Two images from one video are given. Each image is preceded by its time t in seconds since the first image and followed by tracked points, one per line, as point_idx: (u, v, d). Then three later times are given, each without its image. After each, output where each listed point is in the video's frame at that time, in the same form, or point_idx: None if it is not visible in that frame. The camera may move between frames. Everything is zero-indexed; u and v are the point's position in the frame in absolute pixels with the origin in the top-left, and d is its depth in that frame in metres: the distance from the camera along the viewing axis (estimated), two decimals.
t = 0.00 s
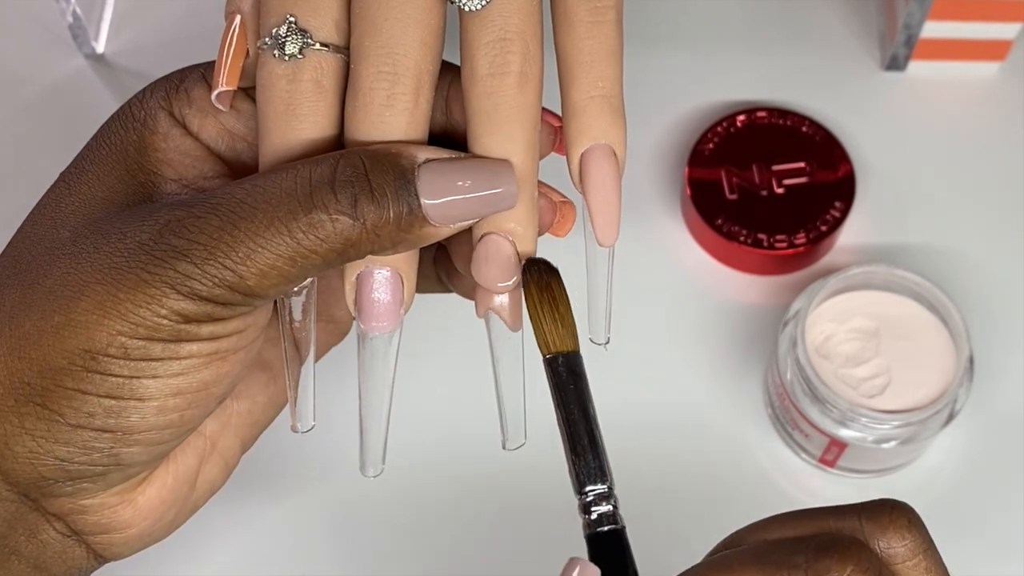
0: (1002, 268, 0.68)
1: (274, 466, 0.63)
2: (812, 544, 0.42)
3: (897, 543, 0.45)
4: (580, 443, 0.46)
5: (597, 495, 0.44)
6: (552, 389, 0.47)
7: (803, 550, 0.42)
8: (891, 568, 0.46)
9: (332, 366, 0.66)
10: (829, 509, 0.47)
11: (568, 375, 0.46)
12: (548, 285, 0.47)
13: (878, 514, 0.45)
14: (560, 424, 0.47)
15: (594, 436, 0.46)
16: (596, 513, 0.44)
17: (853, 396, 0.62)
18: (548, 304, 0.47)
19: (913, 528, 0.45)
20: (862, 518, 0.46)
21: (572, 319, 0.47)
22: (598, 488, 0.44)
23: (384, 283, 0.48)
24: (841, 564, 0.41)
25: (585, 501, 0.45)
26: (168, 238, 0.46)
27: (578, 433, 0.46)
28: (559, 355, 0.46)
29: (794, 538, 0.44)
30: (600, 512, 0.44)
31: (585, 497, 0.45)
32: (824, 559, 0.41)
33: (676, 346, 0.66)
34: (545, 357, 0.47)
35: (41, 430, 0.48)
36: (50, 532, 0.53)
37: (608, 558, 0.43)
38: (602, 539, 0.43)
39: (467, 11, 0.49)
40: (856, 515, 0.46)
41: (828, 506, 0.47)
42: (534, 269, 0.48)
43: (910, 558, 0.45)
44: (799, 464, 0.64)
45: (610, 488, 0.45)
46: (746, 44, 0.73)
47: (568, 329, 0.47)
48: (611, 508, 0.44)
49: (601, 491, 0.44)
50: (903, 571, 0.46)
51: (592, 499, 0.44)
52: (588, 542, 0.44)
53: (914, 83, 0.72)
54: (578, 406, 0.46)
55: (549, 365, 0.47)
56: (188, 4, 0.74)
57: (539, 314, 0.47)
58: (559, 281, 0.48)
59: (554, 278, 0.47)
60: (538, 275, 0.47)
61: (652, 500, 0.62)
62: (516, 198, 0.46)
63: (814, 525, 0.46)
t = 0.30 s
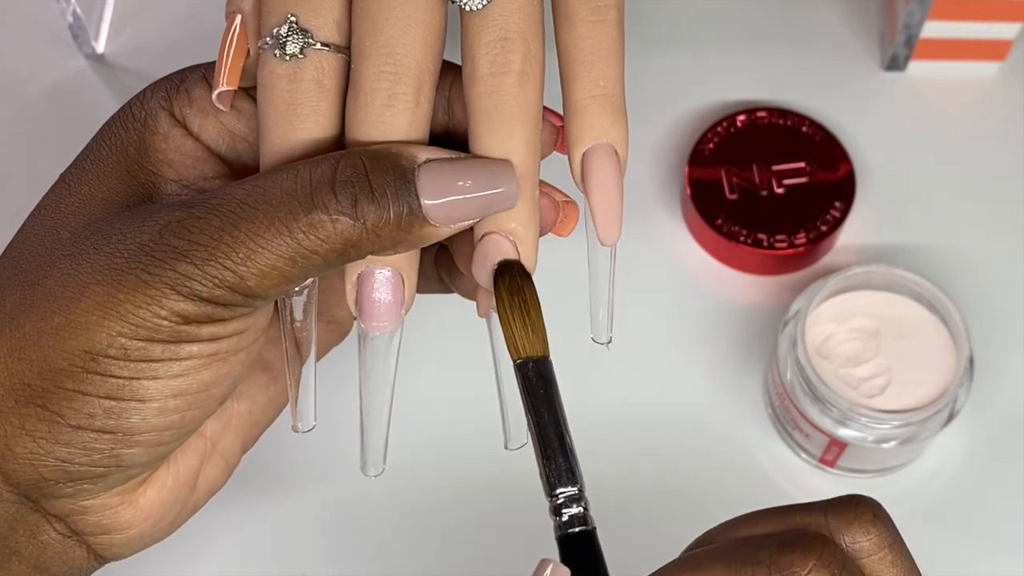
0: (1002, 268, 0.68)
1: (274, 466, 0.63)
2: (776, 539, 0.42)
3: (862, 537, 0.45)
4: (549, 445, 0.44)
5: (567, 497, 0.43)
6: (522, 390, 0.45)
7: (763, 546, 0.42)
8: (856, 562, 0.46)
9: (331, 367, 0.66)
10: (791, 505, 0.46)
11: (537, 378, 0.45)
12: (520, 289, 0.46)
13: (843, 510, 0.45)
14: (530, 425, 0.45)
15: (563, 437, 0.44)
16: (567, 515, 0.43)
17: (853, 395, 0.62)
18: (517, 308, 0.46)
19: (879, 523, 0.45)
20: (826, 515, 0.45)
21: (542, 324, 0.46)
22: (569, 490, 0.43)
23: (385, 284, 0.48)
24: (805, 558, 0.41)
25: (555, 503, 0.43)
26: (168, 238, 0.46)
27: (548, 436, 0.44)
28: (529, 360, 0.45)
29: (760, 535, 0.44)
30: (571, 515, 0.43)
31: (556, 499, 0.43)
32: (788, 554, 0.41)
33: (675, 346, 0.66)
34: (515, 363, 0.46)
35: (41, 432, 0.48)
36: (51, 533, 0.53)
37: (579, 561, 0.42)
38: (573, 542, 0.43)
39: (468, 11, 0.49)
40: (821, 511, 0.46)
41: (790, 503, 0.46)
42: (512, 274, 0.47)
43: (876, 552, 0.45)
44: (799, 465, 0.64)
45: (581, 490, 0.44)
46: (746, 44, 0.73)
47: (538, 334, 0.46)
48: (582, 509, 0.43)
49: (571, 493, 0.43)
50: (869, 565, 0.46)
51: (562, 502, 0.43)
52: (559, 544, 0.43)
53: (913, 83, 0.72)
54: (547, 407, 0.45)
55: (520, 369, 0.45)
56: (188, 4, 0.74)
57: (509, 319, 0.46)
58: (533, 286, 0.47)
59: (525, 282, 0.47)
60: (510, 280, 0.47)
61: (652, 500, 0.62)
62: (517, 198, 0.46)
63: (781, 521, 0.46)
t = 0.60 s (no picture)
0: (1001, 268, 0.68)
1: (274, 466, 0.63)
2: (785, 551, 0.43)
3: (880, 552, 0.45)
4: (560, 439, 0.45)
5: (575, 491, 0.44)
6: (535, 382, 0.46)
7: (775, 556, 0.43)
8: None
9: (331, 367, 0.66)
10: (810, 512, 0.46)
11: (548, 371, 0.45)
12: (534, 276, 0.46)
13: (864, 522, 0.45)
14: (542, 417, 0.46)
15: (575, 431, 0.45)
16: (575, 510, 0.44)
17: (853, 396, 0.62)
18: (531, 296, 0.46)
19: (898, 538, 0.45)
20: (846, 525, 0.45)
21: (557, 311, 0.46)
22: (576, 484, 0.44)
23: (386, 284, 0.48)
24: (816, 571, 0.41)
25: (564, 497, 0.44)
26: (169, 239, 0.46)
27: (560, 430, 0.45)
28: (542, 350, 0.45)
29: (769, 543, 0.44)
30: (578, 509, 0.44)
31: (565, 492, 0.44)
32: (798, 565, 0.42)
33: (675, 346, 0.66)
34: (529, 351, 0.46)
35: (43, 432, 0.48)
36: (52, 533, 0.53)
37: (581, 557, 0.43)
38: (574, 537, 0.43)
39: (468, 12, 0.49)
40: (841, 522, 0.46)
41: (810, 509, 0.47)
42: (528, 260, 0.47)
43: (893, 568, 0.45)
44: (799, 465, 0.64)
45: (589, 485, 0.44)
46: (746, 44, 0.73)
47: (553, 321, 0.46)
48: (589, 504, 0.44)
49: (579, 487, 0.44)
50: None
51: (571, 495, 0.44)
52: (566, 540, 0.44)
53: (913, 83, 0.72)
54: (561, 401, 0.45)
55: (533, 359, 0.46)
56: (188, 4, 0.74)
57: (523, 306, 0.46)
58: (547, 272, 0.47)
59: (540, 269, 0.46)
60: (524, 266, 0.46)
61: (653, 501, 0.62)
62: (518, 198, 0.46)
63: (795, 529, 0.46)
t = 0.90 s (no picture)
0: (1001, 268, 0.68)
1: (275, 466, 0.63)
2: (736, 552, 0.42)
3: (835, 552, 0.45)
4: (525, 438, 0.45)
5: (539, 491, 0.43)
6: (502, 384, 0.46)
7: (726, 555, 0.43)
8: None
9: (332, 367, 0.66)
10: (771, 513, 0.46)
11: (517, 372, 0.45)
12: (504, 281, 0.46)
13: (820, 523, 0.45)
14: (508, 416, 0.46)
15: (540, 432, 0.45)
16: (538, 510, 0.43)
17: (853, 396, 0.62)
18: (500, 299, 0.46)
19: (855, 539, 0.45)
20: (803, 526, 0.45)
21: (526, 314, 0.46)
22: (541, 485, 0.44)
23: (388, 286, 0.48)
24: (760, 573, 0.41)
25: (527, 497, 0.44)
26: (172, 242, 0.46)
27: (527, 432, 0.45)
28: (509, 353, 0.45)
29: (729, 541, 0.44)
30: (542, 509, 0.43)
31: (528, 492, 0.44)
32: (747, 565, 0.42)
33: (674, 346, 0.66)
34: (497, 355, 0.46)
35: (46, 431, 0.48)
36: (54, 531, 0.53)
37: (543, 556, 0.42)
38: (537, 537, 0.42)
39: (470, 15, 0.49)
40: (798, 523, 0.46)
41: (775, 511, 0.46)
42: (503, 268, 0.47)
43: (849, 568, 0.45)
44: (799, 465, 0.65)
45: (553, 486, 0.44)
46: (746, 43, 0.73)
47: (520, 325, 0.46)
48: (553, 504, 0.43)
49: (543, 487, 0.43)
50: None
51: (534, 495, 0.43)
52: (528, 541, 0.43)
53: (913, 83, 0.72)
54: (529, 400, 0.45)
55: (500, 363, 0.46)
56: (188, 4, 0.74)
57: (491, 309, 0.46)
58: (518, 277, 0.47)
59: (510, 275, 0.46)
60: (495, 272, 0.47)
61: (652, 500, 0.63)
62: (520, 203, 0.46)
63: (754, 528, 0.46)
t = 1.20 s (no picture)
0: (1001, 268, 0.68)
1: (275, 466, 0.63)
2: (754, 550, 0.43)
3: (851, 551, 0.44)
4: (533, 431, 0.45)
5: (548, 485, 0.44)
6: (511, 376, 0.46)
7: (741, 554, 0.43)
8: None
9: (333, 367, 0.66)
10: (786, 510, 0.46)
11: (525, 365, 0.45)
12: (511, 274, 0.46)
13: (836, 523, 0.45)
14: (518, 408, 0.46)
15: (548, 425, 0.45)
16: (549, 504, 0.44)
17: (854, 396, 0.62)
18: (509, 291, 0.46)
19: (871, 539, 0.45)
20: (819, 524, 0.45)
21: (535, 306, 0.46)
22: (550, 479, 0.44)
23: (389, 287, 0.48)
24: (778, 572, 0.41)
25: (537, 491, 0.44)
26: (174, 243, 0.46)
27: (536, 425, 0.45)
28: (517, 346, 0.45)
29: (744, 539, 0.44)
30: (552, 504, 0.43)
31: (538, 487, 0.44)
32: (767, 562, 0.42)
33: (675, 346, 0.66)
34: (506, 347, 0.46)
35: (48, 432, 0.48)
36: (55, 532, 0.53)
37: (552, 550, 0.42)
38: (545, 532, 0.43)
39: (470, 15, 0.49)
40: (814, 522, 0.45)
41: (787, 508, 0.46)
42: (510, 258, 0.47)
43: (864, 568, 0.44)
44: (799, 465, 0.65)
45: (562, 479, 0.44)
46: (746, 44, 0.73)
47: (529, 317, 0.45)
48: (563, 499, 0.44)
49: (552, 482, 0.44)
50: None
51: (544, 490, 0.44)
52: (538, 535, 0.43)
53: (913, 83, 0.72)
54: (539, 393, 0.45)
55: (510, 355, 0.46)
56: (188, 3, 0.74)
57: (499, 300, 0.46)
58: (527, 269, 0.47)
59: (519, 267, 0.46)
60: (503, 264, 0.47)
61: (652, 500, 0.63)
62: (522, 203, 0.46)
63: (769, 525, 0.45)
